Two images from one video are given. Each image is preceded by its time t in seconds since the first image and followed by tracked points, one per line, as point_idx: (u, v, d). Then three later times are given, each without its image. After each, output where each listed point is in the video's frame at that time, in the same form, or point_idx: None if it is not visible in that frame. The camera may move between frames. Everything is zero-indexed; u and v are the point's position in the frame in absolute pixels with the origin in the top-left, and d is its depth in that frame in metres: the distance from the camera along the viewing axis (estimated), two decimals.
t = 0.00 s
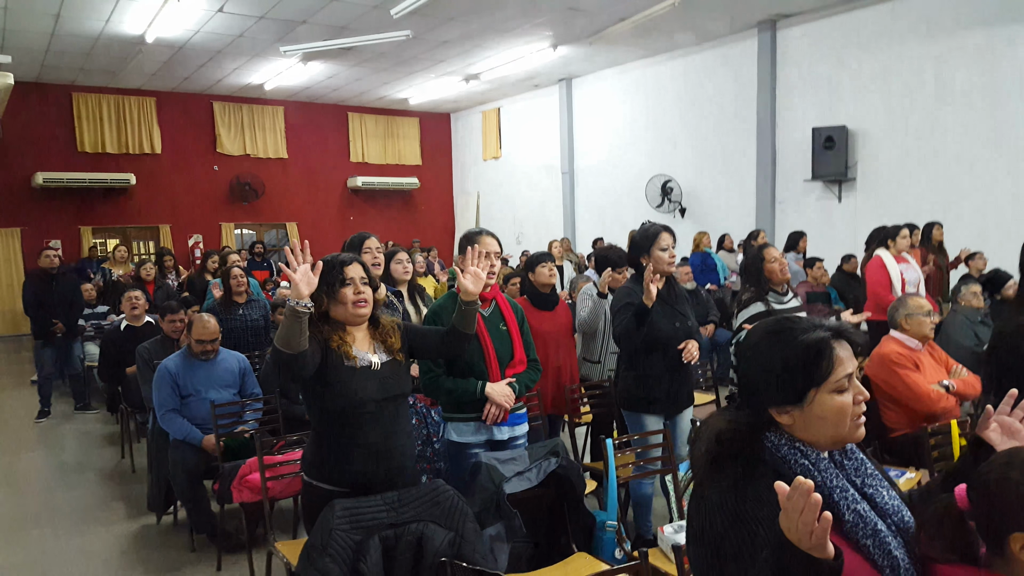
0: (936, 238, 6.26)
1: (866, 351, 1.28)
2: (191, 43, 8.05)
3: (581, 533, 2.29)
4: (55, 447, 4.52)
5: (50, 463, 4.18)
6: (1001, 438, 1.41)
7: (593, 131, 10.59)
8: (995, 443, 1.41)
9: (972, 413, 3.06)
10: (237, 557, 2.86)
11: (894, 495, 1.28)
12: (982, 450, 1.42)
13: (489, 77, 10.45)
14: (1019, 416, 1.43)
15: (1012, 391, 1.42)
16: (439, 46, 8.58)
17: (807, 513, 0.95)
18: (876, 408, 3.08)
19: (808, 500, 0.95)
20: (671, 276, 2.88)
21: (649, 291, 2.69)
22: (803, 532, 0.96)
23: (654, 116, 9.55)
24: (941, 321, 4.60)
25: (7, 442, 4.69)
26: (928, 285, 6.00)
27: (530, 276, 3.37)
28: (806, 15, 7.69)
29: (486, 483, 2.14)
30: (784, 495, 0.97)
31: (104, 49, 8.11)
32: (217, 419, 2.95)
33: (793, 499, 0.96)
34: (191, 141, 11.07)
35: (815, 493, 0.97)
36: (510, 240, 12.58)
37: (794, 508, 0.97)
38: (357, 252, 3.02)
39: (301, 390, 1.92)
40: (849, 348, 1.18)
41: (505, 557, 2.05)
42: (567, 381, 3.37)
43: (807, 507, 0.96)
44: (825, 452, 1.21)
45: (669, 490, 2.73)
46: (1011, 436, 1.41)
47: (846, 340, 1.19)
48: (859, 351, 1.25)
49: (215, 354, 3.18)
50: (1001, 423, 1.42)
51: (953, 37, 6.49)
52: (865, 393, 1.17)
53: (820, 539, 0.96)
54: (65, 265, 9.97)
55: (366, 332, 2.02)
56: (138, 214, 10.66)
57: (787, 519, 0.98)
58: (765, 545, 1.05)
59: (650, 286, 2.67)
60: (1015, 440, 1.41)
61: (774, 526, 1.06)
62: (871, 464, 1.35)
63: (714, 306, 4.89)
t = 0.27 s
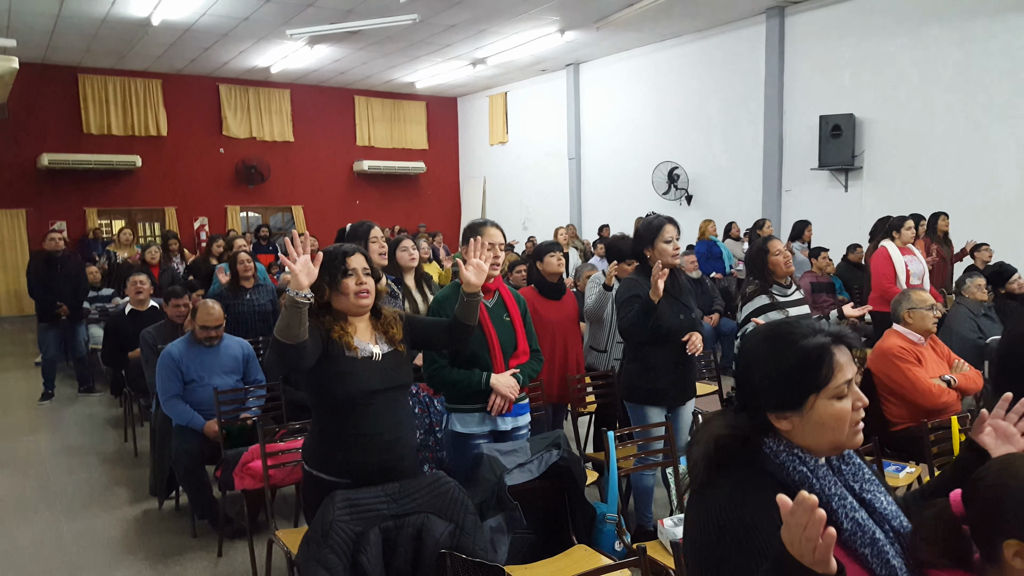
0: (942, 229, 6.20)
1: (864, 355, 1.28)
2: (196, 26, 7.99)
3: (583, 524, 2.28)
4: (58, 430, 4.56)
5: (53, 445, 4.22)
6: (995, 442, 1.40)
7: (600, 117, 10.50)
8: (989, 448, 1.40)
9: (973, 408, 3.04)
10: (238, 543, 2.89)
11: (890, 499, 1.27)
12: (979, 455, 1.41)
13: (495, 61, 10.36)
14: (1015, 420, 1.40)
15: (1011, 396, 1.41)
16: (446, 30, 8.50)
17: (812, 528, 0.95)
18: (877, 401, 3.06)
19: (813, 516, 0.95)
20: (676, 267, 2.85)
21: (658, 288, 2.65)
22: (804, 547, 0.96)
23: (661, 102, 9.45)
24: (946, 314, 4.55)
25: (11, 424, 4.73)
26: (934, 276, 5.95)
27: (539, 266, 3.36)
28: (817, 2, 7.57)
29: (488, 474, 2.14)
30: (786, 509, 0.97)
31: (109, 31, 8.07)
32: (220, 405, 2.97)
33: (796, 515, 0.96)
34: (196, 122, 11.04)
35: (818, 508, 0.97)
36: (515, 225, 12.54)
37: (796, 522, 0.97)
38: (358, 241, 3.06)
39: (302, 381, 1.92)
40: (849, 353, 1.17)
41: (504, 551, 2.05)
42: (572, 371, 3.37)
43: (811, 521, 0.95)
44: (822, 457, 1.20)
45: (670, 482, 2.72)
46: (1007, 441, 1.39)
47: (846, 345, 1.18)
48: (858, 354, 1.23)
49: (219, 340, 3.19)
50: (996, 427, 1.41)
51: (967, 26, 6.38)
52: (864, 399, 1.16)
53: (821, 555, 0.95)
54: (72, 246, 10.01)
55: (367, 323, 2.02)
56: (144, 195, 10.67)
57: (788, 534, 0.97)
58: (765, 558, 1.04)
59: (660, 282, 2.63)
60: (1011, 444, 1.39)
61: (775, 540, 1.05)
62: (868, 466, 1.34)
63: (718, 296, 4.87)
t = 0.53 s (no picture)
0: (943, 233, 6.19)
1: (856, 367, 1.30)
2: (200, 20, 7.98)
3: (578, 526, 2.27)
4: (55, 423, 4.56)
5: (49, 438, 4.22)
6: (981, 453, 1.40)
7: (602, 116, 10.47)
8: (976, 460, 1.40)
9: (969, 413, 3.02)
10: (234, 540, 2.89)
11: (881, 515, 1.29)
12: (967, 468, 1.41)
13: (499, 59, 10.33)
14: (1001, 431, 1.39)
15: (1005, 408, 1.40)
16: (450, 27, 8.47)
17: (823, 549, 0.96)
18: (875, 406, 3.05)
19: (825, 537, 0.96)
20: (677, 269, 2.84)
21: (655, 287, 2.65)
22: (815, 567, 0.97)
23: (664, 102, 9.42)
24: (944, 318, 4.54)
25: (8, 416, 4.74)
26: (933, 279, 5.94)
27: (540, 265, 3.36)
28: (820, 3, 7.53)
29: (484, 475, 2.14)
30: (795, 529, 0.98)
31: (114, 25, 8.06)
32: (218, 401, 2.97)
33: (808, 536, 0.97)
34: (199, 114, 11.03)
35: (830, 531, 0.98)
36: (516, 223, 12.53)
37: (806, 543, 0.98)
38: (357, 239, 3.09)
39: (300, 383, 1.91)
40: (842, 366, 1.19)
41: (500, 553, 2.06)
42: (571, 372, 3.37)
43: (823, 543, 0.96)
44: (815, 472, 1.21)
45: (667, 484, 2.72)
46: (992, 452, 1.39)
47: (839, 358, 1.21)
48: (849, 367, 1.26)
49: (218, 335, 3.19)
50: (981, 439, 1.41)
51: (971, 30, 6.35)
52: (857, 412, 1.18)
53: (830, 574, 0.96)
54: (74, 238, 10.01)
55: (367, 323, 2.01)
56: (146, 188, 10.67)
57: (796, 555, 0.99)
58: None
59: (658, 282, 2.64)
60: (997, 456, 1.39)
61: (776, 559, 1.05)
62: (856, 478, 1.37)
63: (718, 296, 4.87)
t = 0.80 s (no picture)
0: (939, 240, 6.20)
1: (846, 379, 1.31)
2: (201, 13, 7.94)
3: (573, 531, 2.27)
4: (48, 417, 4.53)
5: (41, 433, 4.19)
6: (960, 467, 1.39)
7: (603, 118, 10.47)
8: (955, 475, 1.40)
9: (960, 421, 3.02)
10: (225, 539, 2.88)
11: (869, 529, 1.31)
12: (948, 482, 1.41)
13: (500, 58, 10.32)
14: (978, 443, 1.40)
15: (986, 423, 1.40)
16: (451, 26, 8.45)
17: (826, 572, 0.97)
18: (867, 413, 3.05)
19: (831, 560, 0.97)
20: (676, 273, 2.85)
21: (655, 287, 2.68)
22: None
23: (664, 105, 9.42)
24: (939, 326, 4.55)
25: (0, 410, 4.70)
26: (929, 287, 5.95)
27: (539, 267, 3.36)
28: (821, 9, 7.54)
29: (478, 478, 2.14)
30: (797, 551, 0.98)
31: (113, 16, 8.01)
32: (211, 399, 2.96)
33: (814, 559, 0.97)
34: (197, 108, 10.98)
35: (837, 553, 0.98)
36: (514, 222, 12.52)
37: (809, 564, 0.98)
38: (353, 238, 3.07)
39: (297, 381, 1.90)
40: (834, 379, 1.20)
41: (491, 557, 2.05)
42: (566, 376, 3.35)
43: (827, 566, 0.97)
44: (805, 486, 1.22)
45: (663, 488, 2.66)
46: (970, 466, 1.39)
47: (830, 371, 1.21)
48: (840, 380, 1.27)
49: (213, 332, 3.18)
50: (961, 452, 1.40)
51: (971, 39, 6.36)
52: (848, 426, 1.18)
53: None
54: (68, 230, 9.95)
55: (364, 323, 2.00)
56: (142, 180, 10.61)
57: None
58: None
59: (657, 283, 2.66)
60: (976, 470, 1.39)
61: None
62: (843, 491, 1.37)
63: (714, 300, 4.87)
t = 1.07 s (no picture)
0: (931, 248, 6.23)
1: (832, 392, 1.34)
2: (197, 14, 7.93)
3: (562, 537, 2.28)
4: (38, 416, 4.52)
5: (31, 432, 4.18)
6: (947, 480, 1.40)
7: (598, 123, 10.49)
8: (944, 488, 1.40)
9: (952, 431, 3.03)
10: (215, 540, 2.88)
11: (854, 543, 1.34)
12: (938, 496, 1.41)
13: (496, 62, 10.33)
14: (966, 457, 1.41)
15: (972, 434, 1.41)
16: (448, 29, 8.46)
17: None
18: (860, 422, 3.05)
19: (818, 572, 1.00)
20: (674, 279, 2.88)
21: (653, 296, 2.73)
22: None
23: (659, 110, 9.44)
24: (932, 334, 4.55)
25: None
26: (921, 295, 5.98)
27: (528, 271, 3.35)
28: (816, 17, 7.57)
29: (470, 483, 2.15)
30: (784, 565, 1.01)
31: (109, 16, 7.99)
32: (202, 400, 2.96)
33: (800, 569, 1.01)
34: (193, 107, 10.97)
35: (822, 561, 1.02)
36: (509, 225, 12.52)
37: None
38: (348, 241, 3.08)
39: (288, 382, 1.89)
40: (818, 392, 1.22)
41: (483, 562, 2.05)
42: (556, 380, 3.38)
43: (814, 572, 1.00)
44: (791, 500, 1.25)
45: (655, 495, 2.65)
46: (958, 479, 1.40)
47: (814, 383, 1.24)
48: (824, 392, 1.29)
49: (205, 333, 3.17)
50: (948, 465, 1.41)
51: (965, 50, 6.40)
52: (833, 439, 1.21)
53: None
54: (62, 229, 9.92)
55: (357, 326, 2.00)
56: (137, 180, 10.59)
57: None
58: None
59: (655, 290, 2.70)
60: (963, 483, 1.40)
61: None
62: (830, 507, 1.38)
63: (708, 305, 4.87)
